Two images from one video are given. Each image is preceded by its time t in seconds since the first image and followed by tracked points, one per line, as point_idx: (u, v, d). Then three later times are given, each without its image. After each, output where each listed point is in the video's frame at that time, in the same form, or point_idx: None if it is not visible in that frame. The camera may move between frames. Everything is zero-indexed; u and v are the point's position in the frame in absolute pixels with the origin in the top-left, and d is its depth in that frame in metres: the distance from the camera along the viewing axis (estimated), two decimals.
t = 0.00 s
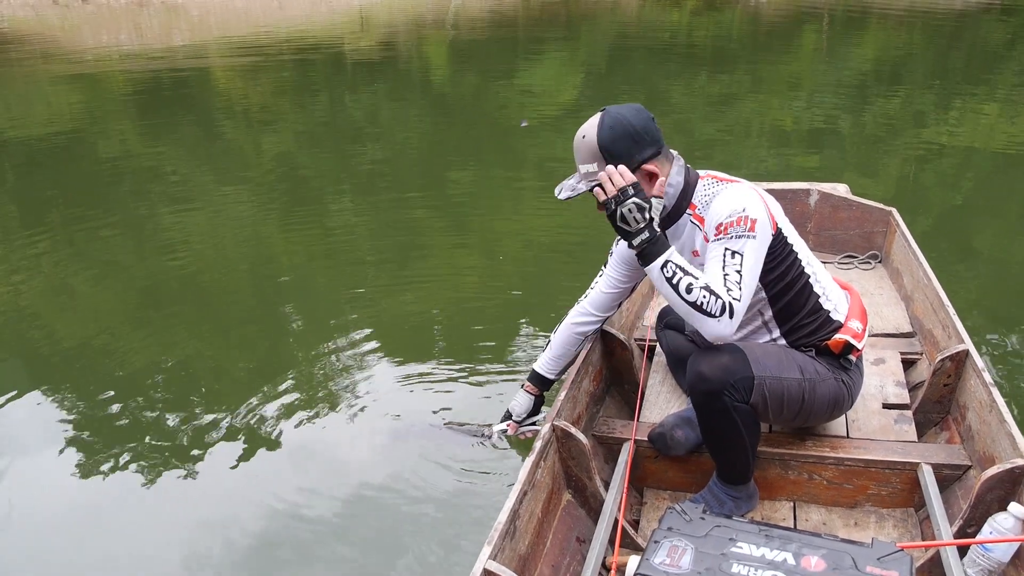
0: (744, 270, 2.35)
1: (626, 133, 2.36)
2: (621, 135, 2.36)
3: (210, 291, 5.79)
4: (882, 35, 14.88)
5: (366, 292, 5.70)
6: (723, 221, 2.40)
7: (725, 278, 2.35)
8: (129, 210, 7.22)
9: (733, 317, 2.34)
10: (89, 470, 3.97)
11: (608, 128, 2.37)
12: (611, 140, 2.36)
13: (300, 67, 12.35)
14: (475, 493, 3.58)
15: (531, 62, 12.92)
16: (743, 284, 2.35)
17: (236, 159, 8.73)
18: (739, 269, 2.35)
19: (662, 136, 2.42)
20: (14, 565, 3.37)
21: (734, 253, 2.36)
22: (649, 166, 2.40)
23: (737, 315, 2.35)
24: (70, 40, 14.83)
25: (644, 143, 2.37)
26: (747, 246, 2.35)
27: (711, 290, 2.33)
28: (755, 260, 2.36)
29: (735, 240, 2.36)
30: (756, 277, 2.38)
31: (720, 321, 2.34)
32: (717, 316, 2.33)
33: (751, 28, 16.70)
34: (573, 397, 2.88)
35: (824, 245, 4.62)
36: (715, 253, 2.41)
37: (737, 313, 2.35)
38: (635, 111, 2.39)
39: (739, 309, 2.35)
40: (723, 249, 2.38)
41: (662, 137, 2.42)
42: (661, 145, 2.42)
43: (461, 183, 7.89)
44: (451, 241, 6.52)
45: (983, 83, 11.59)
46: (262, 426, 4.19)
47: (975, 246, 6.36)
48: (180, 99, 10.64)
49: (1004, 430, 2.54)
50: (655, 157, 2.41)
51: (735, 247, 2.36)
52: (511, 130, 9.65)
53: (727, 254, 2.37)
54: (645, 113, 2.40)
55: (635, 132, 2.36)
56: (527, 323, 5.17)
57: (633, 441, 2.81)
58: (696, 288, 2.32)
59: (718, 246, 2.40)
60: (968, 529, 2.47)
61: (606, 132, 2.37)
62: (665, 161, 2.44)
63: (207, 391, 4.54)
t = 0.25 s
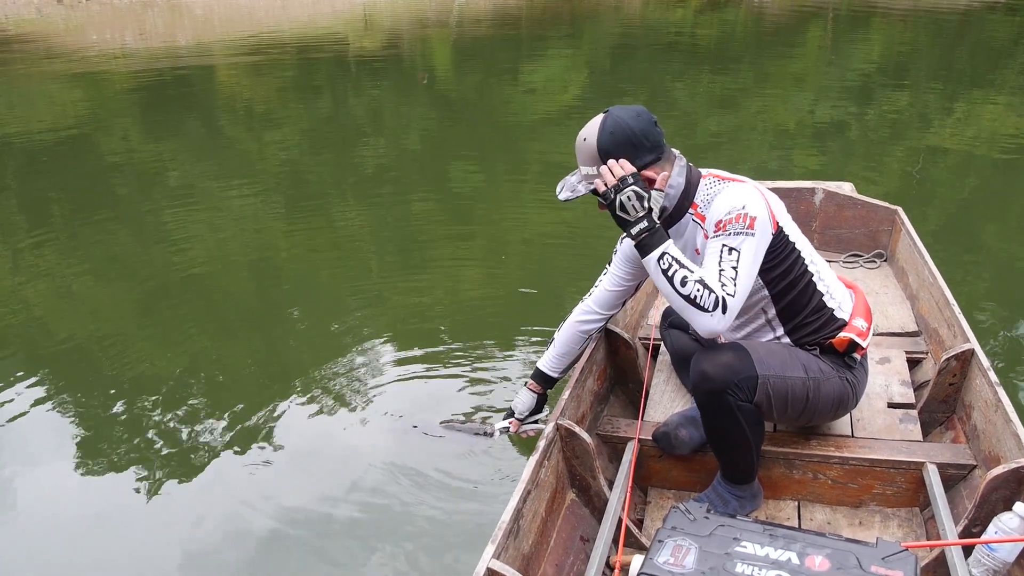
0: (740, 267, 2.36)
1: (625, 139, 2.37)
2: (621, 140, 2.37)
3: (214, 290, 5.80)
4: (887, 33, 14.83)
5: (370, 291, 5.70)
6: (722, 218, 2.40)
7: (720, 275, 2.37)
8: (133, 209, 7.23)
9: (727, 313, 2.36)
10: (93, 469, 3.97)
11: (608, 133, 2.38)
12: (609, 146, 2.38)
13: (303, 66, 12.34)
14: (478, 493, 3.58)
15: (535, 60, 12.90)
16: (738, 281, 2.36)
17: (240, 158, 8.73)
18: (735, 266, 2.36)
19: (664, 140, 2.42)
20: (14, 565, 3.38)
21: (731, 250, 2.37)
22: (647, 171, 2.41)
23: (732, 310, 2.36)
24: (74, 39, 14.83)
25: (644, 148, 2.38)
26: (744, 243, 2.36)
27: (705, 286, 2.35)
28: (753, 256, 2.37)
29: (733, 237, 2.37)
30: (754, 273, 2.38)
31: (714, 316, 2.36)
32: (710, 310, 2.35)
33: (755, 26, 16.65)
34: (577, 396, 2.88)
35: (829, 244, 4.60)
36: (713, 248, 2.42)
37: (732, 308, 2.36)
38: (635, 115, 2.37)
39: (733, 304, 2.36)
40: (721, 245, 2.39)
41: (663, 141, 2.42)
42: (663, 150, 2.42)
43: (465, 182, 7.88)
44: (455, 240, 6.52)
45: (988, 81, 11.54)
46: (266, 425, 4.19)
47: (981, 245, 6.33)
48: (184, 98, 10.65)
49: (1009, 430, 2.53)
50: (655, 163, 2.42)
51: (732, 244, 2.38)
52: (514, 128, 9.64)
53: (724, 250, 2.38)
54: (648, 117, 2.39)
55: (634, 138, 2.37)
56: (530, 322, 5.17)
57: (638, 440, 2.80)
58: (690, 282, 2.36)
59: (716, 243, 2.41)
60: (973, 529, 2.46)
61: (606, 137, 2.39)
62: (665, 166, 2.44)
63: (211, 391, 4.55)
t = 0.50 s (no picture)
0: (758, 269, 2.35)
1: (639, 116, 2.39)
2: (636, 116, 2.38)
3: (216, 288, 5.80)
4: (890, 30, 14.79)
5: (372, 289, 5.70)
6: (729, 220, 2.39)
7: (740, 282, 2.36)
8: (135, 208, 7.24)
9: (755, 316, 2.36)
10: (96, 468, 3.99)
11: (622, 110, 2.39)
12: (627, 118, 2.37)
13: (305, 64, 12.33)
14: (481, 492, 3.59)
15: (537, 58, 12.89)
16: (758, 283, 2.36)
17: (242, 155, 8.74)
18: (753, 268, 2.35)
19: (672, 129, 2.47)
20: (14, 565, 3.39)
21: (745, 252, 2.35)
22: (659, 150, 2.41)
23: (758, 312, 2.37)
24: (76, 38, 14.83)
25: (657, 126, 2.40)
26: (757, 243, 2.34)
27: (724, 299, 2.37)
28: (767, 256, 2.36)
29: (744, 239, 2.36)
30: (773, 272, 2.39)
31: (746, 323, 2.37)
32: (739, 320, 2.35)
33: (757, 23, 16.61)
34: (580, 394, 2.88)
35: (832, 241, 4.59)
36: (727, 253, 2.40)
37: (758, 311, 2.36)
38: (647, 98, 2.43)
39: (758, 307, 2.36)
40: (734, 249, 2.38)
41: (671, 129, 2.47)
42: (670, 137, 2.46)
43: (466, 179, 7.88)
44: (457, 238, 6.52)
45: (991, 77, 11.50)
46: (268, 424, 4.20)
47: (984, 242, 6.32)
48: (187, 96, 10.65)
49: (1012, 427, 2.53)
50: (665, 145, 2.44)
51: (745, 246, 2.36)
52: (516, 126, 9.63)
53: (739, 253, 2.37)
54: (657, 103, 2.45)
55: (648, 116, 2.39)
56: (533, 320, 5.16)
57: (640, 437, 2.81)
58: (708, 304, 2.38)
59: (729, 246, 2.40)
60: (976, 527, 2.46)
61: (621, 113, 2.39)
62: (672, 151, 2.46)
63: (213, 389, 4.56)
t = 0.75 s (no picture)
0: (758, 274, 2.36)
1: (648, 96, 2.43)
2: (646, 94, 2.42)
3: (217, 284, 5.80)
4: (891, 26, 14.77)
5: (373, 286, 5.70)
6: (725, 224, 2.40)
7: (741, 289, 2.39)
8: (136, 205, 7.23)
9: (757, 322, 2.38)
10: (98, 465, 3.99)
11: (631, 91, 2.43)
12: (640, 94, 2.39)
13: (305, 61, 12.32)
14: (482, 489, 3.59)
15: (537, 54, 12.87)
16: (759, 288, 2.37)
17: (242, 152, 8.73)
18: (753, 272, 2.36)
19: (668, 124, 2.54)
20: (14, 564, 3.38)
21: (745, 256, 2.37)
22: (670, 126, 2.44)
23: (761, 318, 2.37)
24: (76, 35, 14.80)
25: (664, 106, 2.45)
26: (756, 245, 2.35)
27: (722, 314, 2.41)
28: (767, 257, 2.36)
29: (742, 242, 2.37)
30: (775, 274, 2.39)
31: (748, 331, 2.39)
32: (740, 329, 2.39)
33: (758, 19, 16.58)
34: (581, 390, 2.89)
35: (834, 238, 4.59)
36: (726, 257, 2.42)
37: (760, 317, 2.37)
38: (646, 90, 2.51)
39: (760, 313, 2.37)
40: (733, 253, 2.39)
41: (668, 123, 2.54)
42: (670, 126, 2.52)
43: (467, 176, 7.87)
44: (458, 234, 6.51)
45: (992, 73, 11.49)
46: (269, 422, 4.20)
47: (985, 238, 6.31)
48: (187, 93, 10.64)
49: (1013, 423, 2.53)
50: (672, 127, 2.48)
51: (745, 249, 2.37)
52: (517, 122, 9.62)
53: (738, 258, 2.38)
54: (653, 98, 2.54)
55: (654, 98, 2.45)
56: (533, 317, 5.16)
57: (641, 434, 2.81)
58: (707, 324, 2.44)
59: (727, 250, 2.41)
60: (978, 523, 2.46)
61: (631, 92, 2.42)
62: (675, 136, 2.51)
63: (215, 386, 4.56)
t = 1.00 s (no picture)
0: (758, 273, 2.35)
1: (638, 107, 2.37)
2: (635, 106, 2.37)
3: (218, 282, 5.79)
4: (891, 24, 14.75)
5: (374, 283, 5.69)
6: (725, 223, 2.40)
7: (740, 289, 2.38)
8: (136, 203, 7.22)
9: (756, 323, 2.37)
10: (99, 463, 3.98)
11: (621, 102, 2.38)
12: (626, 109, 2.35)
13: (306, 58, 12.30)
14: (483, 487, 3.59)
15: (538, 52, 12.86)
16: (759, 288, 2.37)
17: (243, 150, 8.72)
18: (753, 272, 2.36)
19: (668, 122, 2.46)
20: (15, 563, 3.37)
21: (745, 255, 2.36)
22: (660, 139, 2.40)
23: (760, 318, 2.37)
24: (76, 32, 14.77)
25: (656, 115, 2.39)
26: (755, 245, 2.35)
27: (720, 312, 2.40)
28: (767, 257, 2.35)
29: (741, 241, 2.37)
30: (775, 275, 2.38)
31: (747, 331, 2.39)
32: (739, 329, 2.38)
33: (759, 17, 16.56)
34: (583, 387, 2.89)
35: (835, 236, 4.59)
36: (726, 256, 2.41)
37: (759, 317, 2.36)
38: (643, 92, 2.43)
39: (760, 313, 2.36)
40: (733, 252, 2.39)
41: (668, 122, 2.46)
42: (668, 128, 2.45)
43: (467, 173, 7.87)
44: (458, 232, 6.51)
45: (992, 71, 11.48)
46: (271, 420, 4.20)
47: (985, 235, 6.31)
48: (187, 91, 10.62)
49: (1015, 421, 2.53)
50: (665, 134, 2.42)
51: (744, 249, 2.36)
52: (518, 120, 9.61)
53: (738, 257, 2.38)
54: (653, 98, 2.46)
55: (646, 106, 2.38)
56: (534, 314, 5.16)
57: (643, 431, 2.81)
58: (705, 321, 2.44)
59: (727, 249, 2.41)
60: (979, 521, 2.46)
61: (620, 105, 2.37)
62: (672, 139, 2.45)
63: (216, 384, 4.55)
